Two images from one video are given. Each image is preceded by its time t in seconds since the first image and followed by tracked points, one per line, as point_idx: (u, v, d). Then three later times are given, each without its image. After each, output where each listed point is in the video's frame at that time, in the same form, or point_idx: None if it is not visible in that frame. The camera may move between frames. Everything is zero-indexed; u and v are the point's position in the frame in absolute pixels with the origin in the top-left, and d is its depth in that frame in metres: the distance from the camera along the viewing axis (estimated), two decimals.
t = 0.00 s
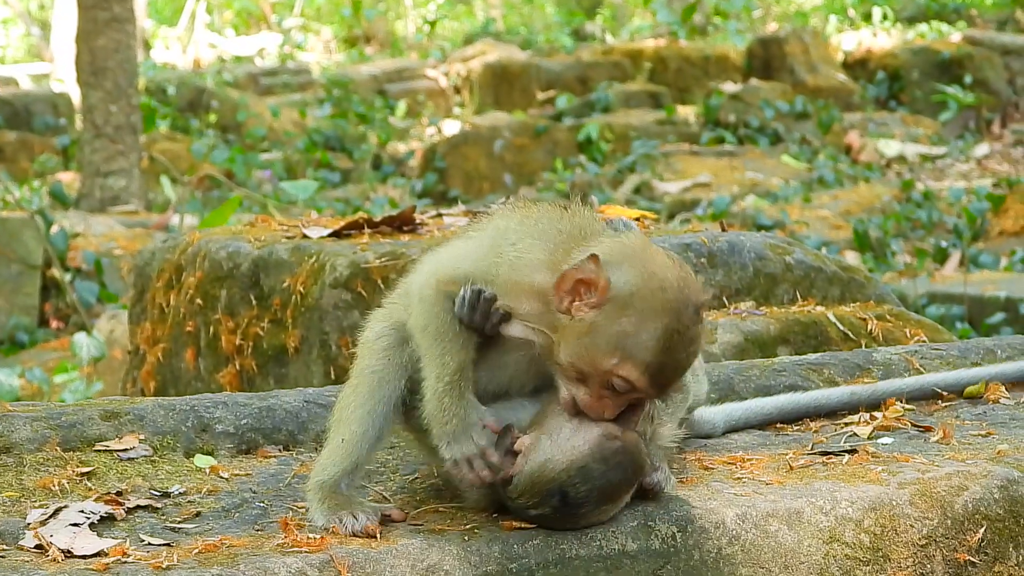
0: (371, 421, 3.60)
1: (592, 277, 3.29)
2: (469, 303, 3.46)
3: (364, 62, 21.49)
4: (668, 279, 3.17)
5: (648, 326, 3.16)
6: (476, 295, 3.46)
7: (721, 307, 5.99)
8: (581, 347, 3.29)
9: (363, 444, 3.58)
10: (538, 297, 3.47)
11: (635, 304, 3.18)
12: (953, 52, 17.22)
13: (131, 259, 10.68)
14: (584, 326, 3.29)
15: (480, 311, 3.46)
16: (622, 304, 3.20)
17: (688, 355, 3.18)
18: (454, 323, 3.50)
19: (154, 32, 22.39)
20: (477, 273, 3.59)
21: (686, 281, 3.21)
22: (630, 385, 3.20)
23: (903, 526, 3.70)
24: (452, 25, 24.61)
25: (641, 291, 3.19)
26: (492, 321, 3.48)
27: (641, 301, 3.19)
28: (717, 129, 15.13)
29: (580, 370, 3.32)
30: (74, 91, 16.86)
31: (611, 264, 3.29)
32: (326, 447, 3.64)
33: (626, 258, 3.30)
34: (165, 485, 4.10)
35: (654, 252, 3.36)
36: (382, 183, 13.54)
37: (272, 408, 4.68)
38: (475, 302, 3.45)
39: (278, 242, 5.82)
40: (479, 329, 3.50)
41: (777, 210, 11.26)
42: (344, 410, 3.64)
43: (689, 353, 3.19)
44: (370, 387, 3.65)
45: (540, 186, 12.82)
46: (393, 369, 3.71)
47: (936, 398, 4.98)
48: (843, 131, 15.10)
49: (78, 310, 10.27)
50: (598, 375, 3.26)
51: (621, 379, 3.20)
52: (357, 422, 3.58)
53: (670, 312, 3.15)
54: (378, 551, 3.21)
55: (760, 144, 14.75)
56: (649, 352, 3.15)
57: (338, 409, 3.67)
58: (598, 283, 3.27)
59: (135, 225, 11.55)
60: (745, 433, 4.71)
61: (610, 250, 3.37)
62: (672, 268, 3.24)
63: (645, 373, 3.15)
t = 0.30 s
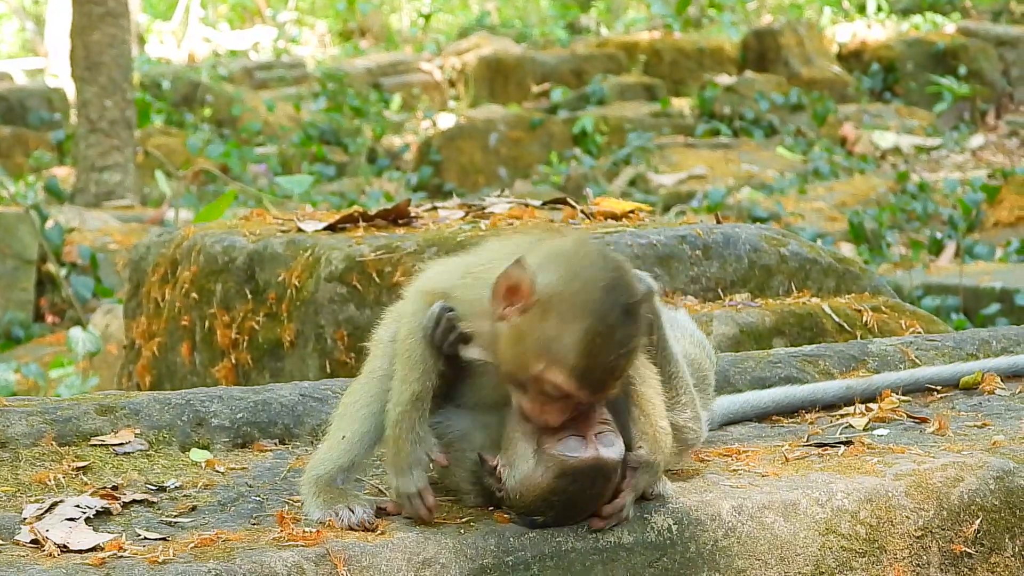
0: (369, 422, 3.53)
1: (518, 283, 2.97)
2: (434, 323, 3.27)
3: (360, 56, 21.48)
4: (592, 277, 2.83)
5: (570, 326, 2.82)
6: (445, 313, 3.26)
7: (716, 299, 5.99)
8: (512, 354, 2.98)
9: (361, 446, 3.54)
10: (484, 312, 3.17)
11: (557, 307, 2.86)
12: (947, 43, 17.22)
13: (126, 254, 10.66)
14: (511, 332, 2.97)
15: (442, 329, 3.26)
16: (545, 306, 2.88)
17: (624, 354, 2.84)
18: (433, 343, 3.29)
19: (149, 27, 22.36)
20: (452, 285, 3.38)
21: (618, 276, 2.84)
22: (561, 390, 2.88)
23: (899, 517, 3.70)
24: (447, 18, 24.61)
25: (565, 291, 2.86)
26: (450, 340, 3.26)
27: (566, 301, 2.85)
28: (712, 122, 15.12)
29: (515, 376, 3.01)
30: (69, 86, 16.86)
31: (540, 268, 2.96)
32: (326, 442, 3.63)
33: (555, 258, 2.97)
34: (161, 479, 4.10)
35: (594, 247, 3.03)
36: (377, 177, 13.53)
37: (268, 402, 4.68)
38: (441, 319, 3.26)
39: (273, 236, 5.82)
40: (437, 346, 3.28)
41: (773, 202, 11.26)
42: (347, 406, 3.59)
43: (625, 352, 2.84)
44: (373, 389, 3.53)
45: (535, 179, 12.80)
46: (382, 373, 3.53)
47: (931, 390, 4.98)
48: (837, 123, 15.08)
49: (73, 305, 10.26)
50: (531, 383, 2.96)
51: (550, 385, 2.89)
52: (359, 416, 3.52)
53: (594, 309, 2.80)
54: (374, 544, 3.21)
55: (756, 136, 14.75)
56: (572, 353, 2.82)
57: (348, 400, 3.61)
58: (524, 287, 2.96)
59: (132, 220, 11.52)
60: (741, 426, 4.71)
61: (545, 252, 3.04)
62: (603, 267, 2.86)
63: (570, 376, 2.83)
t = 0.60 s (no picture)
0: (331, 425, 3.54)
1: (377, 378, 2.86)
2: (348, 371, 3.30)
3: (354, 53, 21.47)
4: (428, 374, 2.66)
5: (429, 423, 2.72)
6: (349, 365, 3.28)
7: (711, 294, 6.00)
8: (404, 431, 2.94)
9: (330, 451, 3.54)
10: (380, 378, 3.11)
11: (407, 405, 2.74)
12: (942, 38, 17.21)
13: (122, 252, 10.66)
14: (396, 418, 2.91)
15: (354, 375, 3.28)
16: (398, 403, 2.77)
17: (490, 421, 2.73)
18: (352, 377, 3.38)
19: (144, 26, 22.30)
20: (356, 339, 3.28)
21: (456, 361, 2.65)
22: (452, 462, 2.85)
23: (894, 513, 3.71)
24: (442, 15, 24.61)
25: (407, 388, 2.72)
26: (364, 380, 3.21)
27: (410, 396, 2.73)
28: (706, 117, 15.13)
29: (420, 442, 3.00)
30: (64, 85, 16.87)
31: (389, 357, 2.81)
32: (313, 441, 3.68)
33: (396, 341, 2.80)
34: (156, 478, 4.10)
35: (445, 306, 2.81)
36: (372, 174, 13.54)
37: (263, 400, 4.68)
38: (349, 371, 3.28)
39: (268, 235, 5.83)
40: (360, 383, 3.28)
41: (768, 197, 11.26)
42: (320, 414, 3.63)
43: (491, 418, 2.73)
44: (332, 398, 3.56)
45: (530, 176, 12.79)
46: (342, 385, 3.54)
47: (925, 385, 4.97)
48: (832, 118, 15.06)
49: (69, 304, 10.27)
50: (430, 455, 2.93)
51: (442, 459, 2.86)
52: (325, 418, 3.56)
53: (443, 406, 2.68)
54: (369, 543, 3.21)
55: (750, 132, 14.76)
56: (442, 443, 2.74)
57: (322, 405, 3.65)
58: (381, 381, 2.84)
59: (127, 219, 11.53)
60: (735, 423, 4.70)
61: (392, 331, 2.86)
62: (437, 351, 2.66)
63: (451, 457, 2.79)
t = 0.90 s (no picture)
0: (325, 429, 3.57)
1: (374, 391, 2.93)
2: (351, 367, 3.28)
3: (350, 51, 21.45)
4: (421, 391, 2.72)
5: (422, 433, 2.77)
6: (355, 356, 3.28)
7: (706, 294, 6.01)
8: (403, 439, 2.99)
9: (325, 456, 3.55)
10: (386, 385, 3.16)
11: (403, 418, 2.80)
12: (938, 37, 17.21)
13: (117, 250, 10.66)
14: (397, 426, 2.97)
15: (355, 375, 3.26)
16: (396, 414, 2.83)
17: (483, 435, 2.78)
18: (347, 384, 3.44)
19: (139, 24, 22.62)
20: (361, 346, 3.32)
21: (446, 385, 2.71)
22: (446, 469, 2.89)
23: (890, 512, 3.72)
24: (438, 13, 24.60)
25: (401, 402, 2.79)
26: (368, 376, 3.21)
27: (405, 415, 2.80)
28: (702, 116, 15.12)
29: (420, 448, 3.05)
30: (60, 83, 16.85)
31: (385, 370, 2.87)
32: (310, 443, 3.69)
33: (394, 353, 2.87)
34: (152, 476, 4.11)
35: (448, 316, 2.87)
36: (368, 172, 13.53)
37: (258, 399, 4.68)
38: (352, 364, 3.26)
39: (264, 233, 5.83)
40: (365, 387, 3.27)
41: (763, 196, 11.26)
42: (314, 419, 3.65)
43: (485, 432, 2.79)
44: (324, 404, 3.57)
45: (526, 174, 12.79)
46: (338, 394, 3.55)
47: (921, 385, 4.98)
48: (828, 116, 15.05)
49: (64, 302, 10.26)
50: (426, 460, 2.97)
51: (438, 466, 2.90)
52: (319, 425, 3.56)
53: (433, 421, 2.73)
54: (364, 542, 3.21)
55: (746, 130, 14.75)
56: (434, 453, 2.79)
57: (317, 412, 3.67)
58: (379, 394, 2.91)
59: (122, 217, 11.53)
60: (731, 421, 4.70)
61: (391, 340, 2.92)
62: (429, 375, 2.72)
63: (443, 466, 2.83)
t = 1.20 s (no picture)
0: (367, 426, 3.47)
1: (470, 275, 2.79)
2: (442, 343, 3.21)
3: (349, 51, 21.45)
4: (534, 292, 2.62)
5: (510, 328, 2.69)
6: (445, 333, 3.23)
7: (706, 294, 6.00)
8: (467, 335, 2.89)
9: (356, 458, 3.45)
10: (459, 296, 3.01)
11: (501, 309, 2.70)
12: (937, 38, 17.23)
13: (117, 250, 10.64)
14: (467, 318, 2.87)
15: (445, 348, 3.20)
16: (490, 302, 2.73)
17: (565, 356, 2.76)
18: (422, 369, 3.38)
19: (139, 23, 22.62)
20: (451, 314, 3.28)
21: (564, 294, 2.62)
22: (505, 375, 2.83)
23: (890, 513, 3.72)
24: (437, 13, 24.60)
25: (506, 294, 2.67)
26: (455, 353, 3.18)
27: (502, 298, 2.70)
28: (701, 116, 15.12)
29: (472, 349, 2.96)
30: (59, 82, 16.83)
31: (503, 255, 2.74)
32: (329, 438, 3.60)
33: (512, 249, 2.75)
34: (152, 476, 4.10)
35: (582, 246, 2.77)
36: (367, 172, 13.52)
37: (258, 399, 4.67)
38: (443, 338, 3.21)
39: (264, 233, 5.82)
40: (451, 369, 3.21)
41: (763, 196, 11.25)
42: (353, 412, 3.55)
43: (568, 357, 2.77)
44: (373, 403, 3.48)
45: (526, 174, 12.80)
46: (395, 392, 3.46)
47: (920, 385, 4.99)
48: (827, 117, 15.04)
49: (64, 301, 10.25)
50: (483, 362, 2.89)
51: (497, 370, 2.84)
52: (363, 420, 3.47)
53: (531, 322, 2.65)
54: (364, 541, 3.20)
55: (745, 131, 14.75)
56: (510, 350, 2.73)
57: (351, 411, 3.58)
58: (474, 282, 2.78)
59: (121, 216, 11.52)
60: (730, 421, 4.68)
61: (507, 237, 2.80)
62: (551, 280, 2.62)
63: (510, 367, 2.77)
